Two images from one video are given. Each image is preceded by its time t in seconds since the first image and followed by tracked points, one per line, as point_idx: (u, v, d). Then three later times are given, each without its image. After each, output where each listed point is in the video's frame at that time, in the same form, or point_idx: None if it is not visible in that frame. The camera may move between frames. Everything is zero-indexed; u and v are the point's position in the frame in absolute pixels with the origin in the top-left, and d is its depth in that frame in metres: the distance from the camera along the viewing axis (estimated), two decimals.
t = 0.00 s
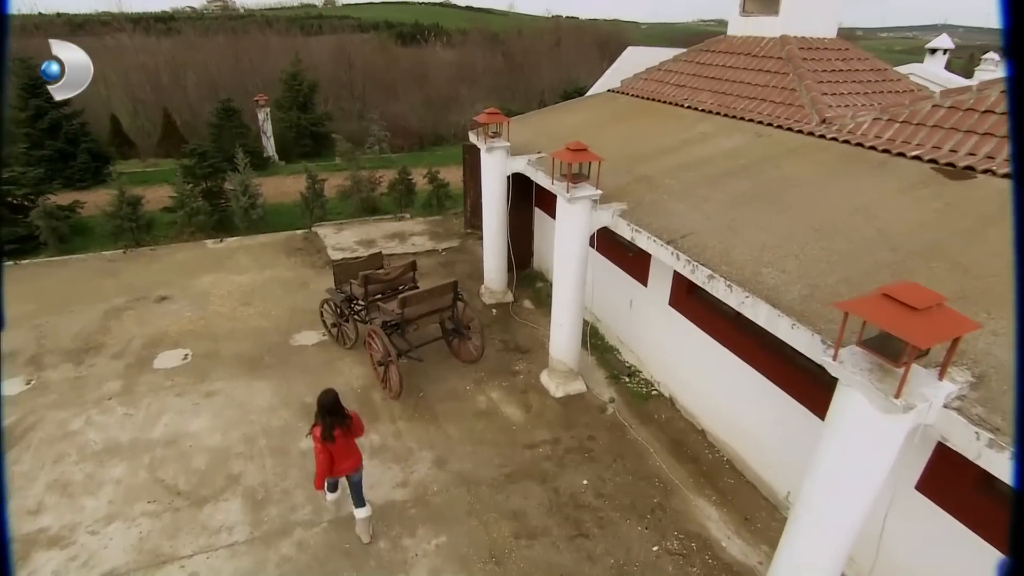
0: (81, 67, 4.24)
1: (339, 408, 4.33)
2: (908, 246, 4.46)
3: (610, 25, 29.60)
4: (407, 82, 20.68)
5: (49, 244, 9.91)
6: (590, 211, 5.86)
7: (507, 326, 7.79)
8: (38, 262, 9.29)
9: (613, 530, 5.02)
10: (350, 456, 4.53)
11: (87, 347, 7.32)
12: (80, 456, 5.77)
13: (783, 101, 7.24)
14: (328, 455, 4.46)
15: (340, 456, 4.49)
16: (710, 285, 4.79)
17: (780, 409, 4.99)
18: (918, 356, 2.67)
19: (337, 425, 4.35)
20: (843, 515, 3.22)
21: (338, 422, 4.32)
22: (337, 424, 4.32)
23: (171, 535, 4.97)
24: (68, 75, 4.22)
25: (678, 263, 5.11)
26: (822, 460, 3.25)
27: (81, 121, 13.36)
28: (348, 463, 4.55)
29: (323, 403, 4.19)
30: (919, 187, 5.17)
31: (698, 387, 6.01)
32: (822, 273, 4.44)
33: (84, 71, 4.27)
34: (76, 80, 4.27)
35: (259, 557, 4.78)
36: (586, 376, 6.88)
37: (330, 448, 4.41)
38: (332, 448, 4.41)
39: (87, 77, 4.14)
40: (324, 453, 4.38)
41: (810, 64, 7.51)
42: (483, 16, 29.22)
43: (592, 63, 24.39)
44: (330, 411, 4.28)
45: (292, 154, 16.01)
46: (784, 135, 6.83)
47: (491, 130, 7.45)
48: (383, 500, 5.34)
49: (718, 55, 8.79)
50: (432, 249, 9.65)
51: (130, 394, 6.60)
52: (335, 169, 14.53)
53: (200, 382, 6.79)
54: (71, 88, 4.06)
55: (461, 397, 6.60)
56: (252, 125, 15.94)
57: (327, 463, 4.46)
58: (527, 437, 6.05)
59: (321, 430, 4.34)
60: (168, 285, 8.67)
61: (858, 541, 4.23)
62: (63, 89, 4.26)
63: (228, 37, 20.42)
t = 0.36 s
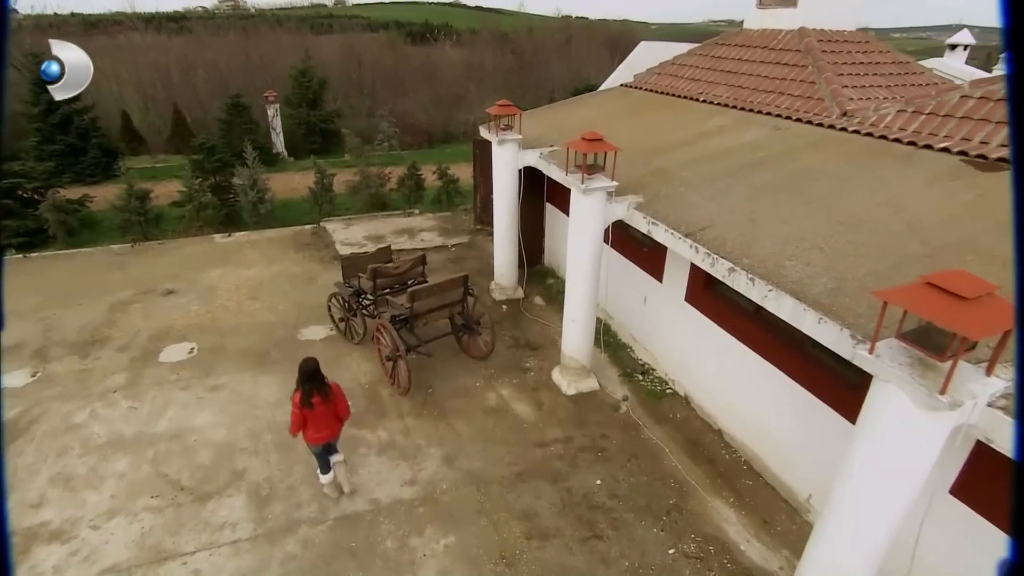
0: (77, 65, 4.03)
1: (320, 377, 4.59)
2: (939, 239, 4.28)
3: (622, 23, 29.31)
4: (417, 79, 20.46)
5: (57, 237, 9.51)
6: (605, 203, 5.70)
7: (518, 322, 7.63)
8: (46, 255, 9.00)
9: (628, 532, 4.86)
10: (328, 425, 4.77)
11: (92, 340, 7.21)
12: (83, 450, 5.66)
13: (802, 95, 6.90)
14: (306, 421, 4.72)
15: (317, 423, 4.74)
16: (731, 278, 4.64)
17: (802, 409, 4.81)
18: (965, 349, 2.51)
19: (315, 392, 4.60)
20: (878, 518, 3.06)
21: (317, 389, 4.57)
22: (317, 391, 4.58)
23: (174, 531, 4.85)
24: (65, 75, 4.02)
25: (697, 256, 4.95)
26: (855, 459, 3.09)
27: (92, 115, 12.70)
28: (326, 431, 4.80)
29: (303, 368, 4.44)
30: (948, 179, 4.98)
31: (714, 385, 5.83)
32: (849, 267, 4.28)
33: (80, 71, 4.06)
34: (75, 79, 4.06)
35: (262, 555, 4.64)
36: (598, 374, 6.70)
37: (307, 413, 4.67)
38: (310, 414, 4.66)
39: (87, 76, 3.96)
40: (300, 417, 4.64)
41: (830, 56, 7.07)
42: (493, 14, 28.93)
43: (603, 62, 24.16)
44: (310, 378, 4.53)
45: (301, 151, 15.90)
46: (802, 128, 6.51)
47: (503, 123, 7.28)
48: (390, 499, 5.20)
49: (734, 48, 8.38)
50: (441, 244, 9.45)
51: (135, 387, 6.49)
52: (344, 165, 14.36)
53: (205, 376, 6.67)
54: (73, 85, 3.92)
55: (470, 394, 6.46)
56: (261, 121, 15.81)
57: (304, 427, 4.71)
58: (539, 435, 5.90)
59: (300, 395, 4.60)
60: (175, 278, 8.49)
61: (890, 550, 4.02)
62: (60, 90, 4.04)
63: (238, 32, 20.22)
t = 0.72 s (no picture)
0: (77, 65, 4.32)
1: (305, 348, 4.45)
2: (971, 229, 4.10)
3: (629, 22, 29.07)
4: (423, 76, 20.27)
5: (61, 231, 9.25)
6: (618, 192, 5.52)
7: (526, 318, 7.45)
8: (48, 249, 8.75)
9: (642, 533, 4.68)
10: (313, 398, 4.62)
11: (93, 334, 7.06)
12: (81, 444, 5.51)
13: (819, 86, 6.46)
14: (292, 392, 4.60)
15: (302, 396, 4.59)
16: (752, 269, 4.46)
17: (824, 407, 4.64)
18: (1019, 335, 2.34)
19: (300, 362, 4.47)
20: (921, 520, 2.88)
21: (301, 360, 4.44)
22: (301, 362, 4.45)
23: (172, 529, 4.70)
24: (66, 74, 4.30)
25: (715, 247, 4.78)
26: (895, 456, 2.93)
27: (96, 110, 12.45)
28: (313, 403, 4.66)
29: (288, 339, 4.31)
30: (977, 167, 4.79)
31: (730, 382, 5.64)
32: (877, 257, 4.10)
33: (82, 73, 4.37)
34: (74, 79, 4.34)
35: (264, 554, 4.49)
36: (610, 371, 6.50)
37: (293, 384, 4.55)
38: (294, 385, 4.53)
39: (87, 77, 4.24)
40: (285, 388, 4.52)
41: (850, 45, 6.67)
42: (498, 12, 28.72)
43: (611, 60, 23.96)
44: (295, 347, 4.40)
45: (307, 147, 15.80)
46: (821, 119, 6.15)
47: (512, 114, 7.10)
48: (395, 497, 5.03)
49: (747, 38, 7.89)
50: (448, 240, 9.20)
51: (135, 381, 6.35)
52: (350, 161, 14.18)
53: (207, 371, 6.52)
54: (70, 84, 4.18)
55: (478, 390, 6.29)
56: (267, 117, 15.66)
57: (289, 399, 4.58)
58: (549, 433, 5.73)
59: (285, 366, 4.49)
60: (177, 272, 8.33)
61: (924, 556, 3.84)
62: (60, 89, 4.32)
63: (244, 28, 20.05)
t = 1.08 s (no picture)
0: (81, 65, 3.04)
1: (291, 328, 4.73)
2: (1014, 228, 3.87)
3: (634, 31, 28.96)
4: (429, 85, 20.15)
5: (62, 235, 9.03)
6: (635, 192, 5.31)
7: (537, 324, 7.22)
8: (48, 253, 8.55)
9: (662, 549, 4.42)
10: (304, 373, 4.91)
11: (90, 338, 6.85)
12: (74, 452, 5.28)
13: (840, 86, 6.17)
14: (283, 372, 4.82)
15: (294, 372, 4.86)
16: (778, 270, 4.24)
17: (855, 416, 4.40)
18: None
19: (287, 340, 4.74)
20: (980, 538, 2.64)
21: (290, 340, 4.70)
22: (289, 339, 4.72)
23: (166, 541, 4.45)
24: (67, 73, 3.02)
25: (738, 248, 4.56)
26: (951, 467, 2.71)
27: (101, 116, 12.31)
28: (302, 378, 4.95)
29: (275, 320, 4.58)
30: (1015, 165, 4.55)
31: (751, 391, 5.40)
32: (913, 256, 3.87)
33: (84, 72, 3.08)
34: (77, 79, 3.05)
35: (261, 569, 4.24)
36: (624, 379, 6.26)
37: (282, 364, 4.79)
38: (287, 364, 4.78)
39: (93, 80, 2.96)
40: (277, 369, 4.75)
41: (870, 44, 6.42)
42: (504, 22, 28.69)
43: (618, 70, 23.83)
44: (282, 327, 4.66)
45: (313, 155, 15.68)
46: (842, 120, 5.88)
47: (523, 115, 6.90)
48: (401, 509, 4.78)
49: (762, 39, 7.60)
50: (456, 245, 8.94)
51: (132, 387, 6.13)
52: (356, 167, 14.01)
53: (206, 376, 6.31)
54: (77, 88, 2.97)
55: (487, 399, 6.05)
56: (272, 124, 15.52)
57: (282, 379, 4.83)
58: (562, 443, 5.48)
59: (274, 347, 4.73)
60: (178, 276, 8.13)
61: None
62: (60, 91, 3.03)
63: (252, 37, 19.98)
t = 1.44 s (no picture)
0: (82, 66, 2.93)
1: (277, 312, 4.81)
2: None
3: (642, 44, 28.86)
4: (437, 96, 20.03)
5: (63, 241, 8.92)
6: (654, 193, 5.11)
7: (549, 334, 6.99)
8: (48, 259, 8.36)
9: (686, 570, 4.14)
10: (286, 358, 4.96)
11: (88, 345, 6.64)
12: (66, 461, 5.05)
13: (862, 87, 5.87)
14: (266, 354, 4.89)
15: (276, 355, 4.92)
16: (808, 271, 4.02)
17: (892, 428, 4.12)
18: None
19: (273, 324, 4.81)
20: None
21: (275, 323, 4.76)
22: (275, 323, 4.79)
23: (159, 556, 4.20)
24: (67, 72, 2.88)
25: (765, 250, 4.34)
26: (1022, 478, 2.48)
27: (107, 124, 12.18)
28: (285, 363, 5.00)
29: (262, 304, 4.63)
30: None
31: (777, 403, 5.12)
32: (956, 256, 3.63)
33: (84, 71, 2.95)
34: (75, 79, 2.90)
35: None
36: (640, 391, 5.99)
37: (266, 347, 4.85)
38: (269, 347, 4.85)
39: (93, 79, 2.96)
40: (260, 351, 4.81)
41: (894, 45, 6.16)
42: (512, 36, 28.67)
43: (627, 81, 23.65)
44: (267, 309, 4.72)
45: (319, 164, 15.57)
46: (866, 121, 5.60)
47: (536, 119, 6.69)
48: (408, 524, 4.52)
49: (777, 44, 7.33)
50: (464, 254, 8.71)
51: (129, 394, 5.90)
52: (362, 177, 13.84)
53: (206, 385, 6.07)
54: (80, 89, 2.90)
55: (498, 410, 5.80)
56: (279, 133, 15.41)
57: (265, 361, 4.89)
58: (577, 457, 5.23)
59: (259, 330, 4.78)
60: (180, 283, 7.93)
61: None
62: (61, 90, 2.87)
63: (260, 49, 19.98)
